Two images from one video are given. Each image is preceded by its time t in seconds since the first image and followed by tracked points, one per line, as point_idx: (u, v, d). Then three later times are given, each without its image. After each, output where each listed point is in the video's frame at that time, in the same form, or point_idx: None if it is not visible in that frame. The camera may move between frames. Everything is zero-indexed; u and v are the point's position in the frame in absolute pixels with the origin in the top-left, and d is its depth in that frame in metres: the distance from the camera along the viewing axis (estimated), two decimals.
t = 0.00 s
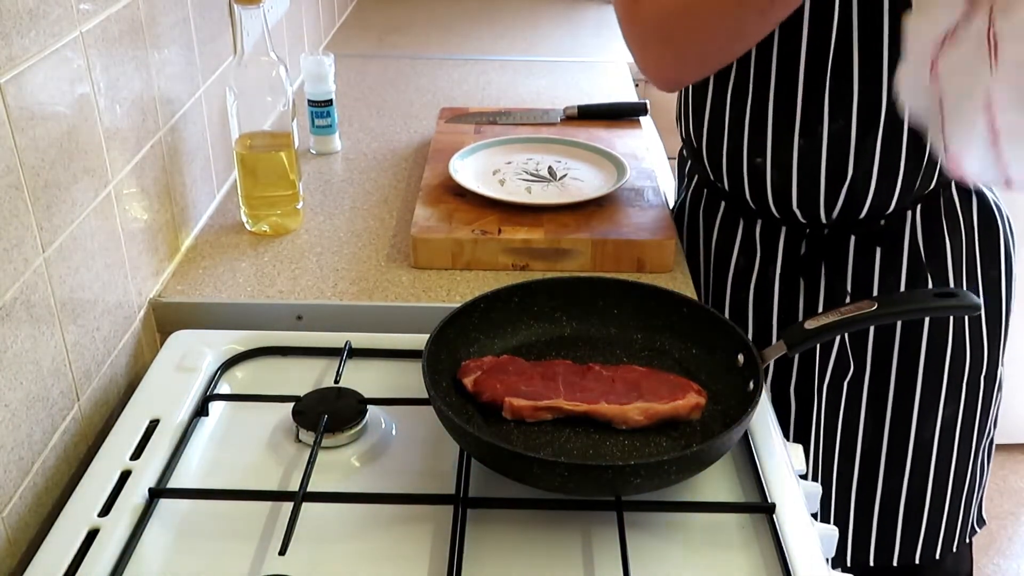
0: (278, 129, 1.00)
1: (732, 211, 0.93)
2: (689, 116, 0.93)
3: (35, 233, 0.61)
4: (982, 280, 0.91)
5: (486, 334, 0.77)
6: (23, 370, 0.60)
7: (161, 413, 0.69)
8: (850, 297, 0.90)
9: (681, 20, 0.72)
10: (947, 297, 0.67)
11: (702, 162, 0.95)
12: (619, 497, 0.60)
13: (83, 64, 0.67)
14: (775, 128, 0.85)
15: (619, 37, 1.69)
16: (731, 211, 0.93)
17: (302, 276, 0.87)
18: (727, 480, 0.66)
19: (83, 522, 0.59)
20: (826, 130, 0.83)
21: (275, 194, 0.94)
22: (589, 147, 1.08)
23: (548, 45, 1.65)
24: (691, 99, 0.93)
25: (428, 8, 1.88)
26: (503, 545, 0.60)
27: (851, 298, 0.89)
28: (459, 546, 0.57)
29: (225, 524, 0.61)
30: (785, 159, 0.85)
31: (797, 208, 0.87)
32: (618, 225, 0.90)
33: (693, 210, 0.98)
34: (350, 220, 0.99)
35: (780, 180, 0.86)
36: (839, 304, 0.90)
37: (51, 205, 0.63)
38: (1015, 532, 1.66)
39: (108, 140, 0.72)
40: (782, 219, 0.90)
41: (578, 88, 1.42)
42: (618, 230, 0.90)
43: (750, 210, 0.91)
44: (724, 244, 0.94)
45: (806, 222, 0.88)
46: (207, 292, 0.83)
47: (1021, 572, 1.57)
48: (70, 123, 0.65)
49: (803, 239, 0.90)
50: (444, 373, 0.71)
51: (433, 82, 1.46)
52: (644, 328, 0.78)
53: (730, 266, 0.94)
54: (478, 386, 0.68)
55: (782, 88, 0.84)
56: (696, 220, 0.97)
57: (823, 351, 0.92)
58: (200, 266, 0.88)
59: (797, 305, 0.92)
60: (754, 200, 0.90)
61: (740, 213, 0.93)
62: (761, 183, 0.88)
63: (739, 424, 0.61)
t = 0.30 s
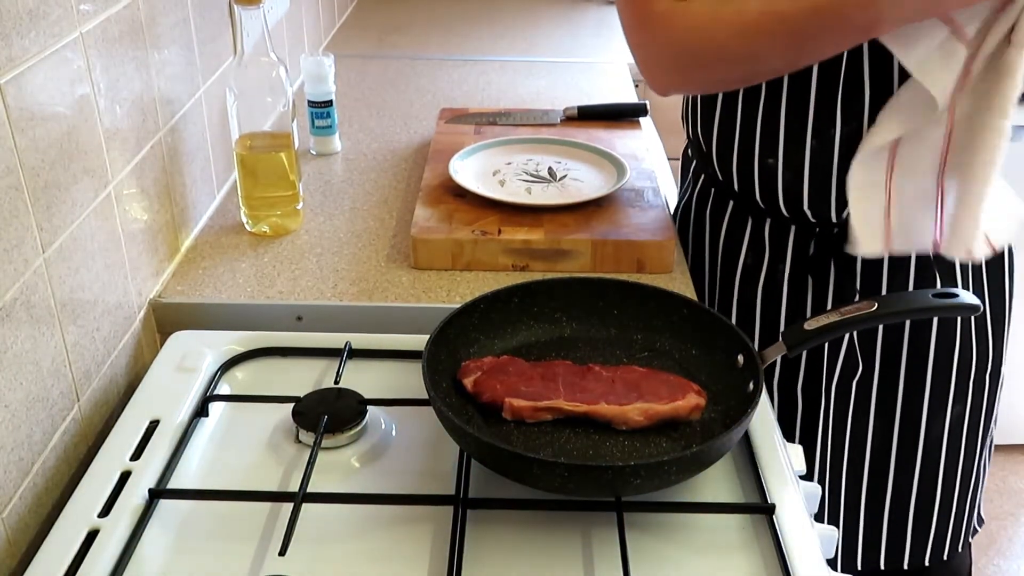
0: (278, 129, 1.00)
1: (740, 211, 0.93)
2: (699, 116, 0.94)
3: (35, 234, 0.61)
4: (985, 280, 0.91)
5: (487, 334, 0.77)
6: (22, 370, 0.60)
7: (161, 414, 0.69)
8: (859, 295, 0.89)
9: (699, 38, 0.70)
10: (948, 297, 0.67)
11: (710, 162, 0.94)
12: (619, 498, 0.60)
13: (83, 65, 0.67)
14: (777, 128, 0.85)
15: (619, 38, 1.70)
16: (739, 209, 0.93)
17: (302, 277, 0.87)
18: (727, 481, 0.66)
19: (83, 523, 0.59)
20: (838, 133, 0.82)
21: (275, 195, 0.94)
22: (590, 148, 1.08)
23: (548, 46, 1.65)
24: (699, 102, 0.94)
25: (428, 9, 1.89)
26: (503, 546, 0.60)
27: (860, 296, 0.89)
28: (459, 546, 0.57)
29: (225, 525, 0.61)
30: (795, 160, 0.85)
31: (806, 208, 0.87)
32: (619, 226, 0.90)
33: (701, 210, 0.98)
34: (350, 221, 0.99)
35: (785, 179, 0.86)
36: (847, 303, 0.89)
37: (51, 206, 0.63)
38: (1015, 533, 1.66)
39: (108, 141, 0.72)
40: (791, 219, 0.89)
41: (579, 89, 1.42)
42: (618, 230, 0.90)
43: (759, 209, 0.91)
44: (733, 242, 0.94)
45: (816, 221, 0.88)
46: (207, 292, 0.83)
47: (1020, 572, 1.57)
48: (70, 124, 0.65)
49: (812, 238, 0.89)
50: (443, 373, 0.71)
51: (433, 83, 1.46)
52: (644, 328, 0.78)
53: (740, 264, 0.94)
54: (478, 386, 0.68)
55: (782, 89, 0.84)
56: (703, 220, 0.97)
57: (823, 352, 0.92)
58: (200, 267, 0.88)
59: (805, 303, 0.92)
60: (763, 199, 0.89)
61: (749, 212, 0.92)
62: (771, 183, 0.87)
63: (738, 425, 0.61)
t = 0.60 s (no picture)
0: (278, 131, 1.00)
1: (741, 211, 0.93)
2: (700, 116, 0.93)
3: (35, 235, 0.61)
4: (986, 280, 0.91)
5: (486, 336, 0.77)
6: (23, 372, 0.60)
7: (161, 415, 0.69)
8: (861, 294, 0.89)
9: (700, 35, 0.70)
10: (947, 299, 0.67)
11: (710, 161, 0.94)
12: (619, 499, 0.60)
13: (83, 67, 0.67)
14: (778, 129, 0.86)
15: (618, 39, 1.70)
16: (741, 209, 0.93)
17: (301, 278, 0.87)
18: (727, 482, 0.66)
19: (83, 524, 0.59)
20: (840, 135, 0.83)
21: (275, 196, 0.94)
22: (589, 149, 1.08)
23: (548, 47, 1.66)
24: (699, 102, 0.94)
25: (428, 10, 1.89)
26: (503, 547, 0.60)
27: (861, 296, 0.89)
28: (459, 548, 0.58)
29: (224, 526, 0.61)
30: (798, 159, 0.85)
31: (809, 207, 0.87)
32: (618, 227, 0.90)
33: (700, 210, 0.98)
34: (350, 222, 0.99)
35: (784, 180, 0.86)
36: (850, 302, 0.89)
37: (51, 207, 0.63)
38: (1015, 534, 1.66)
39: (107, 143, 0.72)
40: (794, 218, 0.89)
41: (578, 90, 1.42)
42: (618, 231, 0.90)
43: (760, 209, 0.91)
44: (733, 243, 0.94)
45: (818, 220, 0.88)
46: (206, 294, 0.84)
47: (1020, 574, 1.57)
48: (70, 125, 0.65)
49: (814, 237, 0.89)
50: (443, 375, 0.71)
51: (433, 84, 1.46)
52: (644, 330, 0.78)
53: (740, 265, 0.94)
54: (478, 387, 0.68)
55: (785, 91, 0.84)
56: (705, 219, 0.97)
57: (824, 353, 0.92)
58: (200, 268, 0.88)
59: (807, 302, 0.92)
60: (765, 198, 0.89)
61: (751, 211, 0.92)
62: (774, 181, 0.88)
63: (738, 426, 0.61)
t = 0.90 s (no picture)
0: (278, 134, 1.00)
1: (741, 214, 0.93)
2: (700, 120, 0.93)
3: (36, 239, 0.61)
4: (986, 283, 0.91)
5: (487, 340, 0.77)
6: (23, 376, 0.60)
7: (161, 419, 0.69)
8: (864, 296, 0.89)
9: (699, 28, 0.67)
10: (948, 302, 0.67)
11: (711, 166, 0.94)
12: (620, 503, 0.60)
13: (84, 70, 0.67)
14: (781, 133, 0.86)
15: (619, 43, 1.70)
16: (743, 212, 0.93)
17: (302, 282, 0.87)
18: (727, 486, 0.66)
19: (83, 529, 0.59)
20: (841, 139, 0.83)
21: (274, 200, 0.94)
22: (590, 153, 1.08)
23: (548, 51, 1.66)
24: (699, 106, 0.94)
25: (429, 14, 1.89)
26: (504, 551, 0.60)
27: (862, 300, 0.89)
28: (460, 552, 0.57)
29: (224, 530, 0.61)
30: (803, 161, 0.85)
31: (813, 209, 0.87)
32: (619, 231, 0.90)
33: (700, 214, 0.98)
34: (351, 226, 0.99)
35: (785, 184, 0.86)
36: (851, 305, 0.90)
37: (52, 211, 0.63)
38: (1016, 538, 1.66)
39: (108, 146, 0.72)
40: (796, 220, 0.89)
41: (579, 94, 1.42)
42: (618, 235, 0.90)
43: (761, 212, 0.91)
44: (734, 247, 0.94)
45: (820, 222, 0.88)
46: (207, 297, 0.83)
47: None
48: (70, 129, 0.65)
49: (817, 240, 0.89)
50: (444, 379, 0.71)
51: (433, 88, 1.46)
52: (644, 334, 0.78)
53: (741, 269, 0.94)
54: (478, 391, 0.68)
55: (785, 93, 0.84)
56: (707, 223, 0.97)
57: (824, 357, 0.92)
58: (200, 272, 0.88)
59: (809, 305, 0.92)
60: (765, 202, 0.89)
61: (753, 215, 0.92)
62: (777, 183, 0.88)
63: (738, 430, 0.61)
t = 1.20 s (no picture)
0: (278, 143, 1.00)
1: (739, 223, 0.93)
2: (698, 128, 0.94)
3: (35, 248, 0.61)
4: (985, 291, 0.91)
5: (486, 349, 0.77)
6: (22, 385, 0.60)
7: (160, 428, 0.69)
8: (859, 306, 0.90)
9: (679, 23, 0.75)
10: (946, 311, 0.67)
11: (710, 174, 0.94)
12: (619, 512, 0.60)
13: (84, 80, 0.67)
14: (775, 143, 0.86)
15: (618, 52, 1.70)
16: (739, 221, 0.93)
17: (301, 291, 0.87)
18: (727, 495, 0.66)
19: (82, 538, 0.59)
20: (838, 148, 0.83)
21: (274, 209, 0.95)
22: (589, 162, 1.08)
23: (547, 60, 1.66)
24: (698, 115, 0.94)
25: (428, 23, 1.89)
26: (504, 561, 0.60)
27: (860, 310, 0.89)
28: (459, 561, 0.57)
29: (223, 539, 0.61)
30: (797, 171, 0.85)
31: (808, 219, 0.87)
32: (618, 240, 0.91)
33: (698, 224, 0.98)
34: (350, 235, 0.99)
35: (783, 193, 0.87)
36: (850, 314, 0.90)
37: (51, 221, 0.63)
38: (1015, 548, 1.65)
39: (108, 156, 0.72)
40: (792, 229, 0.90)
41: (578, 103, 1.42)
42: (618, 244, 0.90)
43: (759, 221, 0.91)
44: (733, 256, 0.94)
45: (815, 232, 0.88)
46: (206, 307, 0.84)
47: None
48: (70, 138, 0.65)
49: (813, 249, 0.90)
50: (443, 388, 0.71)
51: (433, 97, 1.46)
52: (643, 343, 0.78)
53: (740, 277, 0.94)
54: (477, 400, 0.68)
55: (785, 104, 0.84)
56: (703, 232, 0.97)
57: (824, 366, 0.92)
58: (200, 281, 0.88)
59: (805, 315, 0.92)
60: (764, 211, 0.89)
61: (749, 223, 0.93)
62: (774, 193, 0.88)
63: (737, 440, 0.61)
